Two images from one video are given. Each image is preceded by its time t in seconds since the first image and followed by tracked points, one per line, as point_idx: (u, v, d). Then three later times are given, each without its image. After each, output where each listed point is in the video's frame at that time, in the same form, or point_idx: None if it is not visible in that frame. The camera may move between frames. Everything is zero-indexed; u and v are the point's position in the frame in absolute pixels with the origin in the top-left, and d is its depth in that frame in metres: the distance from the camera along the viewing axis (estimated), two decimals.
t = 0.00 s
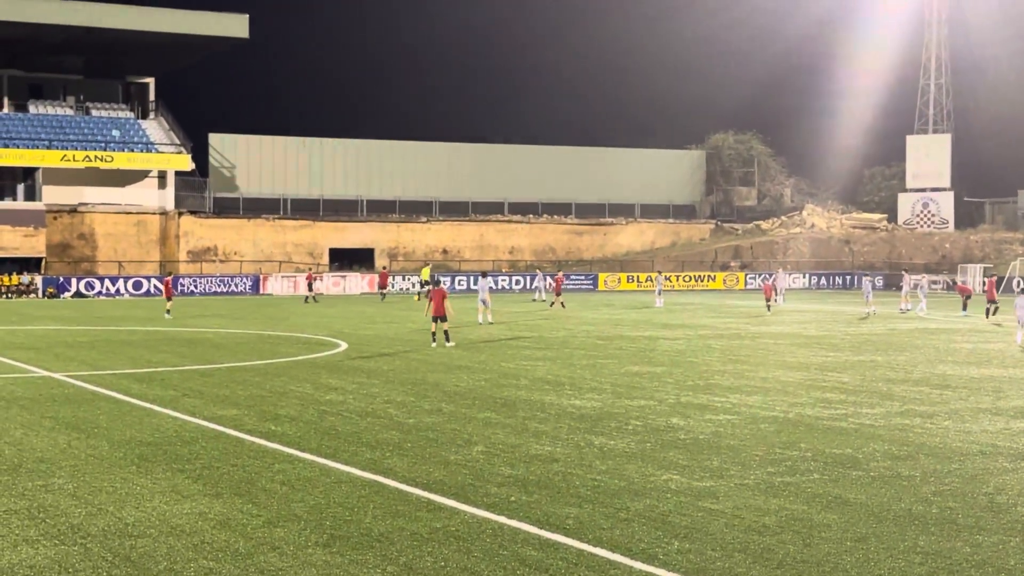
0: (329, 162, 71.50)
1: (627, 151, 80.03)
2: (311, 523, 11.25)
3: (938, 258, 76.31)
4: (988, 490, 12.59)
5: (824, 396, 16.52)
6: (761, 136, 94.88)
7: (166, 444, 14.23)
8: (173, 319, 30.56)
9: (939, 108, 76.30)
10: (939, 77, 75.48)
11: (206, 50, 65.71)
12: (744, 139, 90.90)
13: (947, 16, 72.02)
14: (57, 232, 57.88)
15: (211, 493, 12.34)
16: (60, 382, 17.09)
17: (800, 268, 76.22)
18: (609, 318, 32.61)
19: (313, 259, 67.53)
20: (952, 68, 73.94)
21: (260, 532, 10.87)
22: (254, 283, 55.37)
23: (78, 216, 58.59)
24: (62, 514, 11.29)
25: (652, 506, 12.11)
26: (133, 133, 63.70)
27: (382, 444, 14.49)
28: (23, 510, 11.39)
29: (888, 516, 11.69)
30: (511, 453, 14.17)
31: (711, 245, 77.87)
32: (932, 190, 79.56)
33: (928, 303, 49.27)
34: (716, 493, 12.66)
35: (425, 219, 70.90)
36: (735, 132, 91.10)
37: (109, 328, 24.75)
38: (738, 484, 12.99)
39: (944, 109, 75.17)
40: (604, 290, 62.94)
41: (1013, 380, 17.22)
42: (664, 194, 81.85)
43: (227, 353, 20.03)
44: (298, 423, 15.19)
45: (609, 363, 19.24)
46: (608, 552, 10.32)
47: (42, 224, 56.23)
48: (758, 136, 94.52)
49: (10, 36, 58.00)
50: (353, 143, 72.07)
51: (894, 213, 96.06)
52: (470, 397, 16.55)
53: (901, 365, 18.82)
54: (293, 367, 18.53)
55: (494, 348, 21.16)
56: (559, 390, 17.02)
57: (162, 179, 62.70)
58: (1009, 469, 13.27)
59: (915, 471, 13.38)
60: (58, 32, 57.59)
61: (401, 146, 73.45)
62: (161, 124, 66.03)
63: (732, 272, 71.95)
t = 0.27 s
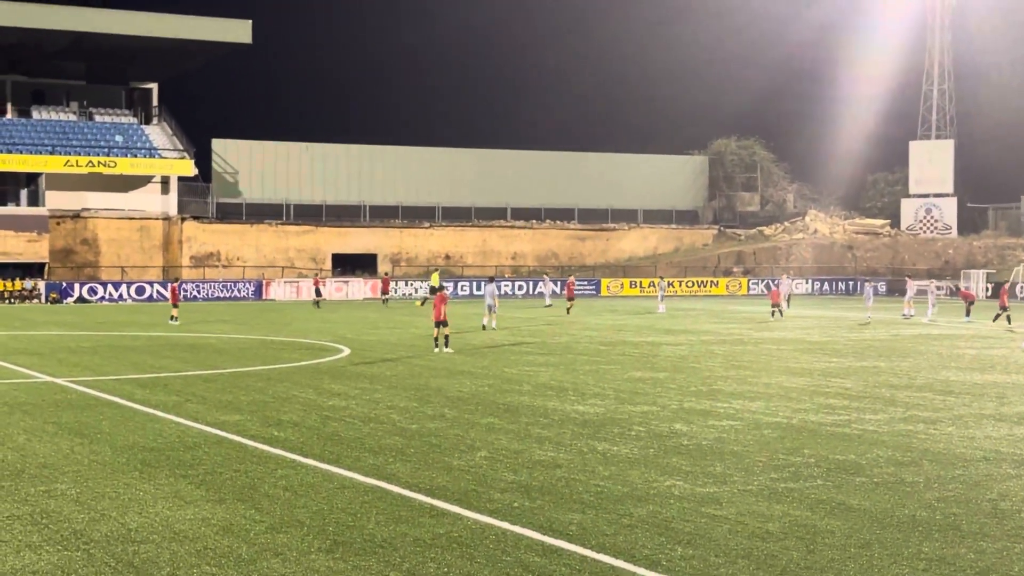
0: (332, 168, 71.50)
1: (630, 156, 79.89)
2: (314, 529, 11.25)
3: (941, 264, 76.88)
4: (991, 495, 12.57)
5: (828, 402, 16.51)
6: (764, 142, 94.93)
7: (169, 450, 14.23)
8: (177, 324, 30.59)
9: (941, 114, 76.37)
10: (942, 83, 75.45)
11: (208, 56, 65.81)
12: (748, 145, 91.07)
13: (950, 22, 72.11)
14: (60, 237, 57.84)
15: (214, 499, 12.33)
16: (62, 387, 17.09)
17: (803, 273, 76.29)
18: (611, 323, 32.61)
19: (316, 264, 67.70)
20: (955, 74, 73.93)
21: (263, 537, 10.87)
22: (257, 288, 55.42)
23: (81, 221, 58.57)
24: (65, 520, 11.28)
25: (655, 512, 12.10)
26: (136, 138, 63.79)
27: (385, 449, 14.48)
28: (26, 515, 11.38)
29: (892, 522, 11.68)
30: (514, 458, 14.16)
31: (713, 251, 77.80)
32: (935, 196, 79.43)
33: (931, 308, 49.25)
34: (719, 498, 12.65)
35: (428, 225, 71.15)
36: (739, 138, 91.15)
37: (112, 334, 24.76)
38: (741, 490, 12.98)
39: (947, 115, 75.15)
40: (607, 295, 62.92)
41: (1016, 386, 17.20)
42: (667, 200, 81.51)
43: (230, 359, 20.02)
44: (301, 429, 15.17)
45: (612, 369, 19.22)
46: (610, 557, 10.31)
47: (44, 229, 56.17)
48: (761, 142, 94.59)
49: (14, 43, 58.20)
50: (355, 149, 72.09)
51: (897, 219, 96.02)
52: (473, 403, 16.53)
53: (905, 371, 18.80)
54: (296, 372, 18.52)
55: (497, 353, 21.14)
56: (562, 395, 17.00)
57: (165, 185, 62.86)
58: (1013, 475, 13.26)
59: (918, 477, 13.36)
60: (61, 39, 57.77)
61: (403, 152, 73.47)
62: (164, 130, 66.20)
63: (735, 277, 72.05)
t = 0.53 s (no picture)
0: (333, 178, 71.67)
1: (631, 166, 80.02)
2: (316, 538, 11.25)
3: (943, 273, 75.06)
4: (994, 506, 12.55)
5: (830, 412, 16.49)
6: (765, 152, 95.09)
7: (171, 459, 14.24)
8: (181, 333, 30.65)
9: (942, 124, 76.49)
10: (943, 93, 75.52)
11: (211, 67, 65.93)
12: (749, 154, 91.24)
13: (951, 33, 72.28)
14: (63, 246, 58.09)
15: (216, 508, 12.34)
16: (64, 396, 17.10)
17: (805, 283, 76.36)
18: (612, 333, 32.60)
19: (317, 274, 67.57)
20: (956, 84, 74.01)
21: (265, 546, 10.87)
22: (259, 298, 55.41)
23: (84, 230, 58.75)
24: (66, 529, 11.29)
25: (657, 521, 12.09)
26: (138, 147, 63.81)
27: (387, 459, 14.49)
28: (28, 524, 11.38)
29: (894, 532, 11.67)
30: (516, 468, 14.15)
31: (714, 261, 77.71)
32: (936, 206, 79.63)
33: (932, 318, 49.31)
34: (721, 508, 12.63)
35: (430, 234, 71.01)
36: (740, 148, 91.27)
37: (114, 343, 24.77)
38: (743, 500, 12.96)
39: (948, 125, 75.25)
40: (609, 305, 62.95)
41: (1018, 396, 17.17)
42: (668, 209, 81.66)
43: (232, 368, 20.03)
44: (303, 438, 15.18)
45: (613, 379, 19.20)
46: (612, 567, 10.30)
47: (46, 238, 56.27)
48: (762, 151, 94.79)
49: (17, 52, 58.41)
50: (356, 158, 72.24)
51: (899, 228, 96.00)
52: (475, 412, 16.52)
53: (907, 381, 18.78)
54: (298, 382, 18.52)
55: (499, 363, 21.14)
56: (564, 405, 16.99)
57: (167, 195, 62.73)
58: (1016, 485, 13.24)
59: (920, 487, 13.35)
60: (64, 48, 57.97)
61: (404, 162, 73.62)
62: (167, 139, 65.90)
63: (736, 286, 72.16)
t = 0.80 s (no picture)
0: (328, 192, 71.94)
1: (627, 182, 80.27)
2: (312, 553, 11.20)
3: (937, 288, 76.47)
4: (990, 521, 12.54)
5: (826, 427, 16.47)
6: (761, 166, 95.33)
7: (166, 473, 14.18)
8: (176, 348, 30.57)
9: (937, 139, 76.75)
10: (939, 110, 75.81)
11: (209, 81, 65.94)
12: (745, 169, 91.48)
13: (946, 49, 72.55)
14: (57, 260, 57.41)
15: (212, 523, 12.28)
16: (58, 411, 17.04)
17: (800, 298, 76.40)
18: (608, 348, 32.61)
19: (313, 288, 67.12)
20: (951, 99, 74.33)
21: (261, 562, 10.81)
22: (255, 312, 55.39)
23: (78, 244, 58.24)
24: (61, 545, 11.23)
25: (654, 537, 12.06)
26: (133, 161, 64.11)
27: (383, 474, 14.44)
28: (22, 540, 11.32)
29: (891, 548, 11.65)
30: (511, 484, 14.12)
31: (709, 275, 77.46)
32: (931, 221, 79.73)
33: (926, 334, 49.42)
34: (718, 524, 12.60)
35: (424, 248, 70.33)
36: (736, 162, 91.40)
37: (109, 357, 24.70)
38: (740, 516, 12.93)
39: (944, 140, 75.51)
40: (604, 320, 62.97)
41: (1015, 411, 17.16)
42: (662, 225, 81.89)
43: (226, 382, 19.97)
44: (298, 453, 15.13)
45: (609, 394, 19.17)
46: None
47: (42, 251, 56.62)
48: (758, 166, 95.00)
49: (13, 65, 58.37)
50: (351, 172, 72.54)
51: (894, 243, 96.18)
52: (470, 427, 16.49)
53: (902, 396, 18.77)
54: (294, 397, 18.47)
55: (494, 378, 21.11)
56: (560, 420, 16.95)
57: (162, 209, 62.88)
58: (1012, 501, 13.23)
59: (917, 502, 13.32)
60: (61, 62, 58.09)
61: (398, 176, 74.01)
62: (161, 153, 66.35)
63: (731, 302, 72.26)
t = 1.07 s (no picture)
0: (320, 197, 71.70)
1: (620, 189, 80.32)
2: (303, 559, 11.19)
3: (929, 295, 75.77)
4: (981, 528, 12.56)
5: (818, 434, 16.49)
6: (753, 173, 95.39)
7: (157, 479, 14.17)
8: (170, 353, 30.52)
9: (928, 146, 77.02)
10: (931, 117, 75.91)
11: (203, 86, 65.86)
12: (737, 176, 91.59)
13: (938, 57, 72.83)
14: (49, 265, 58.34)
15: (203, 529, 12.28)
16: (49, 416, 17.00)
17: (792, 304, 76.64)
18: (601, 355, 32.64)
19: (305, 294, 67.10)
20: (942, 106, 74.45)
21: (252, 567, 10.80)
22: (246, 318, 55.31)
23: (70, 249, 58.97)
24: (52, 550, 11.22)
25: (645, 543, 12.06)
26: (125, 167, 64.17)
27: (374, 480, 14.44)
28: (13, 545, 11.31)
29: (882, 554, 11.67)
30: (503, 489, 14.11)
31: (702, 282, 77.76)
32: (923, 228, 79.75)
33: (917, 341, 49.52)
34: (710, 530, 12.61)
35: (417, 255, 70.75)
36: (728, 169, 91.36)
37: (101, 363, 24.64)
38: (731, 522, 12.95)
39: (935, 148, 75.61)
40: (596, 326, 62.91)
41: (1007, 418, 17.18)
42: (658, 230, 81.29)
43: (219, 388, 19.93)
44: (289, 458, 15.12)
45: (601, 400, 19.16)
46: None
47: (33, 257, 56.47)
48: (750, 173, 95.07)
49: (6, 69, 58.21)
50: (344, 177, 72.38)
51: (886, 250, 96.51)
52: (462, 433, 16.48)
53: (894, 403, 18.78)
54: (286, 403, 18.45)
55: (487, 384, 21.09)
56: (552, 426, 16.95)
57: (154, 215, 62.94)
58: (1003, 508, 13.25)
59: (908, 509, 13.34)
60: (56, 67, 58.04)
61: (390, 181, 73.89)
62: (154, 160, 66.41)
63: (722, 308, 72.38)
